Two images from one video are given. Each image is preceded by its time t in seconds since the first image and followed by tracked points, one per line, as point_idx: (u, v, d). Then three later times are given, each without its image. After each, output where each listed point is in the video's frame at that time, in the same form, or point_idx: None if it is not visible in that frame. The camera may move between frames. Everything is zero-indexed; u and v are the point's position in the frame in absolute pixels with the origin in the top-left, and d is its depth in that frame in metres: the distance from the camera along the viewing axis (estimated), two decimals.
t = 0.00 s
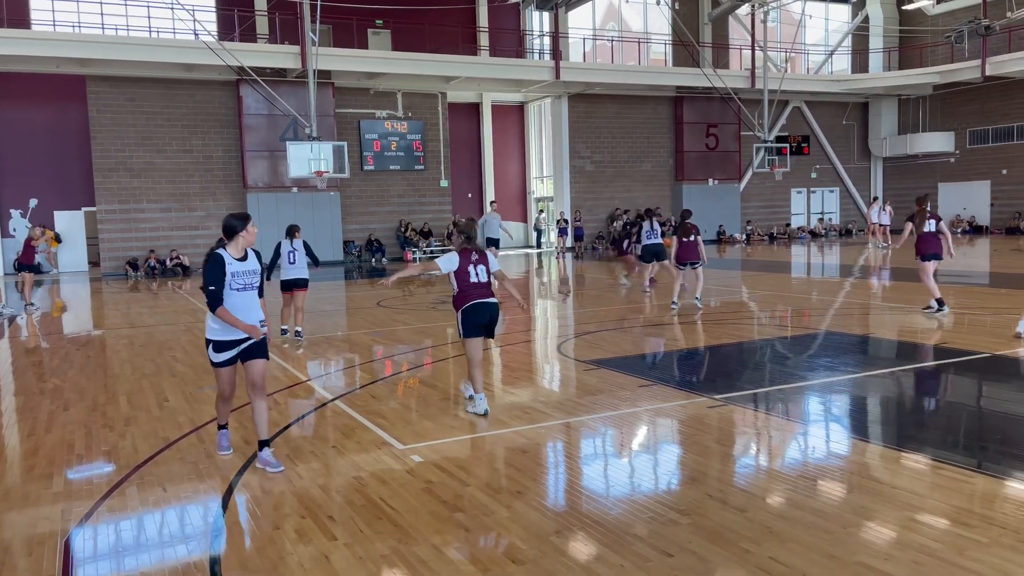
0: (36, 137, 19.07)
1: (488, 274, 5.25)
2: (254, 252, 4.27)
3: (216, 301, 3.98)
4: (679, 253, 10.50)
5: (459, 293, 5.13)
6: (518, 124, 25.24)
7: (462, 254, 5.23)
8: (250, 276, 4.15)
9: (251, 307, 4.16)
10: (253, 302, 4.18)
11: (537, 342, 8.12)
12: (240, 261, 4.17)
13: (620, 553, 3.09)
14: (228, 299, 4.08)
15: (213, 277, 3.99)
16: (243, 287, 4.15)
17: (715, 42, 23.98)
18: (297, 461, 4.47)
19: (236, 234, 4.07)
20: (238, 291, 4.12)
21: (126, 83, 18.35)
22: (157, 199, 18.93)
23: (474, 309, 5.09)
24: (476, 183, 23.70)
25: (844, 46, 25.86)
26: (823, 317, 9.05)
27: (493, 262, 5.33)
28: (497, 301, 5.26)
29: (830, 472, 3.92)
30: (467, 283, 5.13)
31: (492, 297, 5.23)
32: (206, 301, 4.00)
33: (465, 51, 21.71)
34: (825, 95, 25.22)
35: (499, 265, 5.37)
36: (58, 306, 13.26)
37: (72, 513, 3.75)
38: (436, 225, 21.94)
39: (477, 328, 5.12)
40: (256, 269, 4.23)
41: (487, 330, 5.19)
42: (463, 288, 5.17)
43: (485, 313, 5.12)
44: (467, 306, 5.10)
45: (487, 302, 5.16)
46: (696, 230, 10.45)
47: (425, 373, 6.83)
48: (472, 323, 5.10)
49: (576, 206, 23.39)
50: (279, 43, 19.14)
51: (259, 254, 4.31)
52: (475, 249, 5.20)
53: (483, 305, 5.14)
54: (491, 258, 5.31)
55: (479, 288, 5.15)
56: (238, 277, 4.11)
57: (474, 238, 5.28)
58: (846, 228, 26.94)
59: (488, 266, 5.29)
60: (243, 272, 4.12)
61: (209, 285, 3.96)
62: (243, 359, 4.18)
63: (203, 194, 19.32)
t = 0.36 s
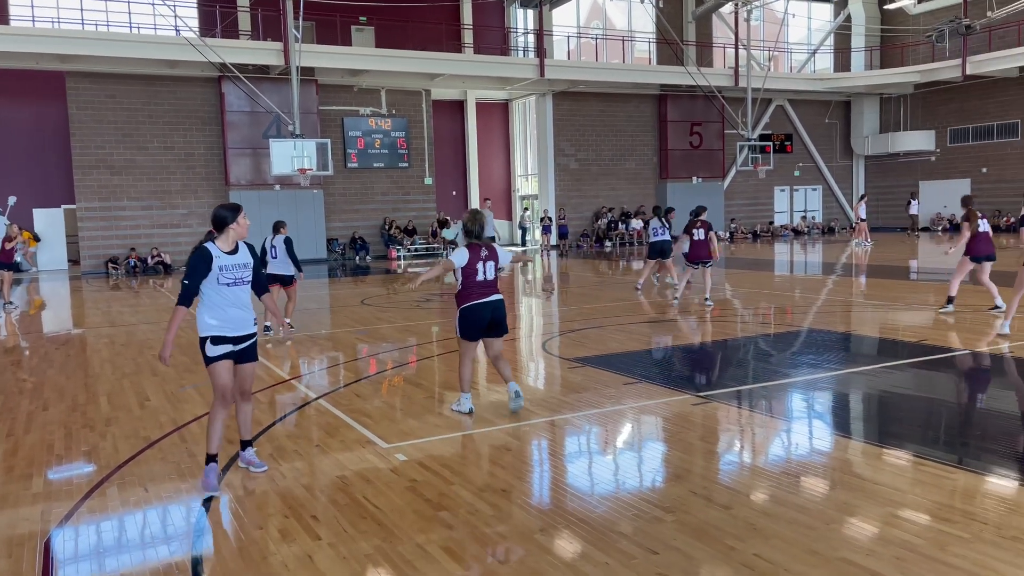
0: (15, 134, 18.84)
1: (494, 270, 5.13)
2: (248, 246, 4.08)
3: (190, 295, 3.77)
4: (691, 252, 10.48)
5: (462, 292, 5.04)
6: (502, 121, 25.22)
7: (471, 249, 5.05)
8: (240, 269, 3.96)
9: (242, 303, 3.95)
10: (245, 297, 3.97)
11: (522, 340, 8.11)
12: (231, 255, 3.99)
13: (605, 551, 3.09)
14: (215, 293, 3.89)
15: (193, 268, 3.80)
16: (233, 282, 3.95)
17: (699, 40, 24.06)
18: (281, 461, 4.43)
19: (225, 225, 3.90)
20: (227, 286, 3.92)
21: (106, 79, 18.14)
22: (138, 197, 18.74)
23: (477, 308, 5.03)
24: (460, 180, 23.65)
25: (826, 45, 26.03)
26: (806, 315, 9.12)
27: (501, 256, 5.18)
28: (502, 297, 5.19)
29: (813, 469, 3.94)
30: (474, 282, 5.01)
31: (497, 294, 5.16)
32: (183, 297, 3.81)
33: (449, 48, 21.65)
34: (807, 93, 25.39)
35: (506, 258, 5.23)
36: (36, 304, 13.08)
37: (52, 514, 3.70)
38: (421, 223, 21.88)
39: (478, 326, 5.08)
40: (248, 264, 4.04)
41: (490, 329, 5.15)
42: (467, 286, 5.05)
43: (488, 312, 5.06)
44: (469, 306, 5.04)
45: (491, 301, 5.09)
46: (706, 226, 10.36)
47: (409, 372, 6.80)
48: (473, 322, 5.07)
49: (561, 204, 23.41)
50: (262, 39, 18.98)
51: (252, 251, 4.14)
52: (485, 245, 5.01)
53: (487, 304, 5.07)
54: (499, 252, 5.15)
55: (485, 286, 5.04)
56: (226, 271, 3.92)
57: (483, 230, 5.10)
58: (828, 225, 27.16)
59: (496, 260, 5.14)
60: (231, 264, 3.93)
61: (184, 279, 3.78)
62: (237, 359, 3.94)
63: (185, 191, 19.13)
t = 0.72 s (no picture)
0: None
1: (514, 269, 4.82)
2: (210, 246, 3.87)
3: (184, 305, 3.54)
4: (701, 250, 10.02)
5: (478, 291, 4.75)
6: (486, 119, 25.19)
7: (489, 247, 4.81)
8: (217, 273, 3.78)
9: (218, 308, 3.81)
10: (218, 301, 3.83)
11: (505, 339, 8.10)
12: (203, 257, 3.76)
13: (588, 548, 3.09)
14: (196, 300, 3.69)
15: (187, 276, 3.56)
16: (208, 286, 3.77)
17: (681, 38, 24.15)
18: (263, 460, 4.40)
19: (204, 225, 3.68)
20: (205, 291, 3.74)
21: (85, 75, 17.91)
22: (117, 194, 18.53)
23: (494, 306, 4.73)
24: (443, 178, 23.59)
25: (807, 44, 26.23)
26: (787, 312, 9.19)
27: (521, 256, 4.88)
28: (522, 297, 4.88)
29: (795, 465, 3.98)
30: (490, 280, 4.72)
31: (516, 294, 4.86)
32: (170, 305, 3.54)
33: (432, 46, 21.61)
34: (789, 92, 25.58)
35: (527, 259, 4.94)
36: (13, 303, 12.90)
37: (30, 515, 3.65)
38: (404, 220, 21.82)
39: (494, 328, 4.76)
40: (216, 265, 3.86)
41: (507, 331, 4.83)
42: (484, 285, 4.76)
43: (506, 311, 4.76)
44: (485, 304, 4.74)
45: (511, 301, 4.78)
46: (714, 226, 9.84)
47: (393, 370, 6.77)
48: (487, 323, 4.76)
49: (544, 202, 23.43)
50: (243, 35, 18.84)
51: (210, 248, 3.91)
52: (503, 243, 4.76)
53: (505, 303, 4.77)
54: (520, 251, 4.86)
55: (502, 284, 4.76)
56: (206, 275, 3.72)
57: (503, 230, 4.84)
58: (809, 223, 27.38)
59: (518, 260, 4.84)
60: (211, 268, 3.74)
61: (173, 287, 3.52)
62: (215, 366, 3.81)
63: (166, 188, 18.94)
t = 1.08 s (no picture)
0: None
1: (520, 270, 4.69)
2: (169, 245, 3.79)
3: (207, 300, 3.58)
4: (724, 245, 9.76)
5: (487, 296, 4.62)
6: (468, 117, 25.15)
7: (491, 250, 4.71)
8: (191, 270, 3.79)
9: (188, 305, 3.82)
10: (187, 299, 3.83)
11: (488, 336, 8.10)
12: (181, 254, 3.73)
13: (569, 545, 3.11)
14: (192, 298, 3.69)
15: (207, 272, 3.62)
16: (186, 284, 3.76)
17: (663, 38, 24.24)
18: (243, 459, 4.36)
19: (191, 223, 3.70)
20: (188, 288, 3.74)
21: (62, 71, 17.66)
22: (94, 191, 18.30)
23: (504, 309, 4.57)
24: (425, 175, 23.51)
25: (787, 44, 26.43)
26: (767, 311, 9.26)
27: (525, 256, 4.75)
28: (532, 299, 4.70)
29: (774, 461, 4.02)
30: (496, 282, 4.59)
31: (525, 297, 4.67)
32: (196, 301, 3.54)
33: (414, 43, 21.54)
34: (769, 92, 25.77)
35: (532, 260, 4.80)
36: None
37: (5, 516, 3.60)
38: (385, 218, 21.73)
39: (505, 332, 4.59)
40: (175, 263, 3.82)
41: (517, 335, 4.66)
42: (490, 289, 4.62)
43: (517, 313, 4.59)
44: (495, 309, 4.58)
45: (520, 303, 4.62)
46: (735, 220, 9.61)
47: (374, 369, 6.74)
48: (500, 328, 4.58)
49: (527, 200, 23.42)
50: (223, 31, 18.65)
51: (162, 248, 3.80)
52: (504, 244, 4.64)
53: (516, 305, 4.61)
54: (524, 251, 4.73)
55: (510, 286, 4.61)
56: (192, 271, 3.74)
57: (505, 231, 4.73)
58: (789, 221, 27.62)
59: (522, 262, 4.71)
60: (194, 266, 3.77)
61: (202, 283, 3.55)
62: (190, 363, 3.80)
63: (144, 185, 18.72)
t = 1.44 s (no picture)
0: None
1: (528, 267, 4.57)
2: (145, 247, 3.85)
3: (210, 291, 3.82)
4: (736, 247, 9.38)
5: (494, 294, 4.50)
6: (450, 116, 25.11)
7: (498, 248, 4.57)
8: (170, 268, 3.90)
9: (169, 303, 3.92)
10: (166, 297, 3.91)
11: (470, 336, 8.08)
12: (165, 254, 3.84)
13: (551, 544, 3.10)
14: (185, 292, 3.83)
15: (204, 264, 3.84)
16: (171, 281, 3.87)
17: (645, 37, 24.33)
18: (223, 459, 4.32)
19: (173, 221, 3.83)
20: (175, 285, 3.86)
21: (38, 67, 17.41)
22: (72, 188, 18.06)
23: (513, 307, 4.44)
24: (407, 174, 23.41)
25: (768, 45, 26.63)
26: (748, 309, 9.32)
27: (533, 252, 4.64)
28: (542, 298, 4.56)
29: (754, 459, 4.04)
30: (505, 280, 4.45)
31: (535, 295, 4.54)
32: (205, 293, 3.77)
33: (396, 41, 21.47)
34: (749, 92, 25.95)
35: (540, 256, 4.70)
36: None
37: None
38: (367, 216, 21.64)
39: (513, 331, 4.46)
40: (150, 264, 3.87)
41: (525, 334, 4.54)
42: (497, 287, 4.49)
43: (525, 312, 4.47)
44: (503, 308, 4.44)
45: (529, 302, 4.49)
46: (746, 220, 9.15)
47: (356, 368, 6.70)
48: (508, 328, 4.45)
49: (509, 199, 23.41)
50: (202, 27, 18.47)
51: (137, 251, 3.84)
52: (512, 240, 4.52)
53: (525, 304, 4.48)
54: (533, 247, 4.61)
55: (519, 284, 4.47)
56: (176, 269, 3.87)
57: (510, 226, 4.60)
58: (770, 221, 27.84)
59: (531, 258, 4.59)
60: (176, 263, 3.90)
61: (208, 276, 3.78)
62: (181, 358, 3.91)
63: (122, 183, 18.50)
